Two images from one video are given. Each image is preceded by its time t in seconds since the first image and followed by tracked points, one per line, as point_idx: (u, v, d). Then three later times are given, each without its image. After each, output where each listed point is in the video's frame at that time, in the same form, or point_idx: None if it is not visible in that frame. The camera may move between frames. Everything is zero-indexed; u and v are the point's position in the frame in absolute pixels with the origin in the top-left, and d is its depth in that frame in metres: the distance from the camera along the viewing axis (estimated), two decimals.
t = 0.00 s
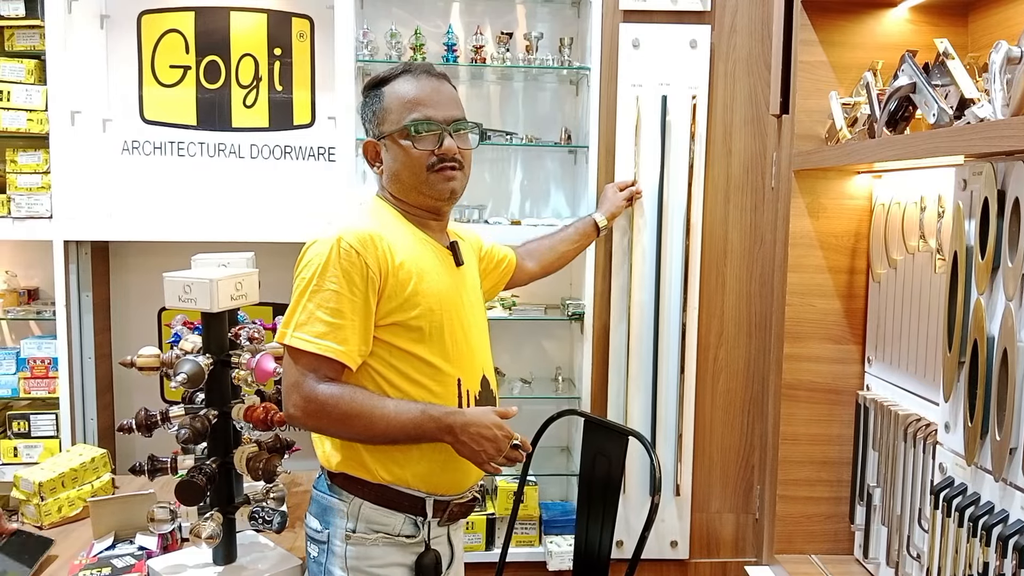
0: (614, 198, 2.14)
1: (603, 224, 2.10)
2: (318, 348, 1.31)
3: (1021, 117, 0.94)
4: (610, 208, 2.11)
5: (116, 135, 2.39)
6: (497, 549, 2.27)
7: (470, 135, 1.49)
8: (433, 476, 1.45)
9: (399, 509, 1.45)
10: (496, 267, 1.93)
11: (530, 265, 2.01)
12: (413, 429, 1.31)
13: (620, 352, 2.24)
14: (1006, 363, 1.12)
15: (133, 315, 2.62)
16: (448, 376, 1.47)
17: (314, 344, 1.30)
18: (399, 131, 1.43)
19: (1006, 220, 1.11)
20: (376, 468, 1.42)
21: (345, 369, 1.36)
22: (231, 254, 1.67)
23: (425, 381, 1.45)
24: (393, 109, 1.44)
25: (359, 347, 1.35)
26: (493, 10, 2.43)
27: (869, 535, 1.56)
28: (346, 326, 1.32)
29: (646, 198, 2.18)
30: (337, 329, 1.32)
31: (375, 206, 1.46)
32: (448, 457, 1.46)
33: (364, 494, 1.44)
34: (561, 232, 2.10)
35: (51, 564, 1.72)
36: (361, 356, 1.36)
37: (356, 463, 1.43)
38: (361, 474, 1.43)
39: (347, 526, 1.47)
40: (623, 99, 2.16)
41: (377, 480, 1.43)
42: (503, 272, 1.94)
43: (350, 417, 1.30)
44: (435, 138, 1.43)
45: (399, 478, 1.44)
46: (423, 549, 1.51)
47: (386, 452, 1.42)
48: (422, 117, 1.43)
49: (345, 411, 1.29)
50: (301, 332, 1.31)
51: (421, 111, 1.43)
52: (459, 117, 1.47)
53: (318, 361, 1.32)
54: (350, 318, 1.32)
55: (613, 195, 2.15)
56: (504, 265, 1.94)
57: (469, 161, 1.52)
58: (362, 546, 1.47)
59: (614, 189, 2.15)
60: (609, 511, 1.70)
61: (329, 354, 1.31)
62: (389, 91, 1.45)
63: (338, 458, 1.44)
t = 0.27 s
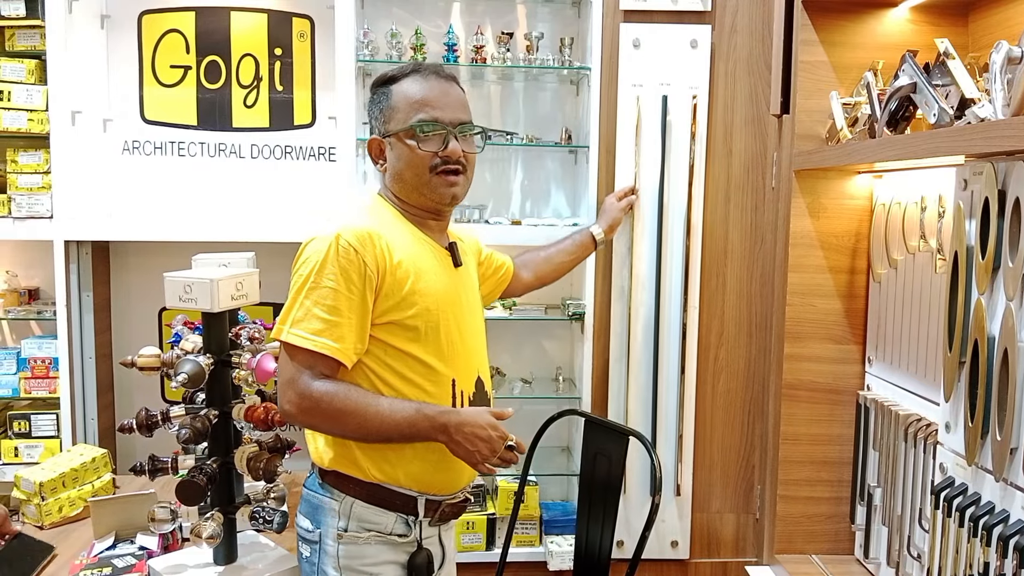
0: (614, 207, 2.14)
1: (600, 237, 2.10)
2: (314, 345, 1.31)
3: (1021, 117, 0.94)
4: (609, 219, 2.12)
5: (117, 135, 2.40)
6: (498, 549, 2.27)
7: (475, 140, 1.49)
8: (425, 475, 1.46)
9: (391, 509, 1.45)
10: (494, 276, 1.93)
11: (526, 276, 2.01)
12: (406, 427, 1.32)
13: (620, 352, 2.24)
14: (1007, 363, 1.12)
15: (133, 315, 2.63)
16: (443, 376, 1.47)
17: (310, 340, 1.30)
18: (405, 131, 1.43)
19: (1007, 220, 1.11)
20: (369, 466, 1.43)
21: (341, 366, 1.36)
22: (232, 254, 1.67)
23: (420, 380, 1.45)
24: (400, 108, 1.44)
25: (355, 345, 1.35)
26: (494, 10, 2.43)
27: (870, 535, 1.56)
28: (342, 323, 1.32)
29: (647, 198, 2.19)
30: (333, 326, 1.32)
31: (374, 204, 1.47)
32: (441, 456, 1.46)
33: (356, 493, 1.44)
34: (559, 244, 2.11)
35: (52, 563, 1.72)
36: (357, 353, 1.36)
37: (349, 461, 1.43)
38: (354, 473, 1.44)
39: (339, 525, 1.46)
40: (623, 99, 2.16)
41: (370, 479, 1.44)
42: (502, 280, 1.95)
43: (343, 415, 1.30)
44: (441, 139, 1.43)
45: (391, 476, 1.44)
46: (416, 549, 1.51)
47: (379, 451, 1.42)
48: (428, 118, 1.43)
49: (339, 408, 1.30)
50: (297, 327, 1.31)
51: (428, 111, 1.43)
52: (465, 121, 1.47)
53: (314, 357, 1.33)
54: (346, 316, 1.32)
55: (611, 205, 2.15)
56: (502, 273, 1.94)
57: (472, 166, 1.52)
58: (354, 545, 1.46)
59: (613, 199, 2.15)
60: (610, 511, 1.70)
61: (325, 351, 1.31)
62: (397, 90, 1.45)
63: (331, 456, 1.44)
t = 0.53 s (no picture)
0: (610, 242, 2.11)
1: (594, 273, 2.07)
2: (297, 335, 1.18)
3: (1021, 117, 0.94)
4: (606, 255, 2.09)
5: (115, 135, 2.40)
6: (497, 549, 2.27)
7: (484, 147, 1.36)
8: (412, 477, 1.34)
9: (378, 510, 1.34)
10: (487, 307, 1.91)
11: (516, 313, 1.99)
12: (383, 420, 1.13)
13: (619, 352, 2.24)
14: (1006, 364, 1.12)
15: (132, 315, 2.62)
16: (434, 380, 1.35)
17: (293, 330, 1.18)
18: (410, 127, 1.32)
19: (1006, 221, 1.11)
20: (354, 462, 1.31)
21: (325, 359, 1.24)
22: (231, 254, 1.67)
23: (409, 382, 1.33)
24: (407, 104, 1.34)
25: (341, 339, 1.23)
26: (493, 10, 2.43)
27: (869, 535, 1.56)
28: (329, 315, 1.20)
29: (646, 197, 2.19)
30: (319, 318, 1.20)
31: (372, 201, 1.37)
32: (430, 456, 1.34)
33: (342, 491, 1.33)
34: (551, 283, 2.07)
35: (52, 564, 1.72)
36: (342, 348, 1.24)
37: (333, 456, 1.32)
38: (338, 469, 1.32)
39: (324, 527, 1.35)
40: (623, 99, 2.16)
41: (355, 476, 1.32)
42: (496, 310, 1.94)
43: (317, 402, 1.14)
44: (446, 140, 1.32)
45: (377, 475, 1.32)
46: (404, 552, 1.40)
47: (365, 447, 1.31)
48: (433, 117, 1.32)
49: (314, 395, 1.15)
50: (281, 315, 1.19)
51: (434, 109, 1.32)
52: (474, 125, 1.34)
53: (298, 344, 1.20)
54: (334, 308, 1.20)
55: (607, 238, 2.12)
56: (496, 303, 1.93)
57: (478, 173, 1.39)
58: (342, 547, 1.35)
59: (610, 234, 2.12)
60: (610, 511, 1.70)
61: (308, 342, 1.19)
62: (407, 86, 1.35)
63: (315, 450, 1.33)
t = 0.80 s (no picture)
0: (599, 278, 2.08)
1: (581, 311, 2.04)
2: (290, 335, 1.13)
3: (1021, 117, 0.93)
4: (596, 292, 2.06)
5: (116, 135, 2.41)
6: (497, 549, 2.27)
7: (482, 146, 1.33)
8: (412, 483, 1.29)
9: (377, 517, 1.29)
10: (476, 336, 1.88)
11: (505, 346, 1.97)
12: (371, 395, 1.05)
13: (619, 352, 2.23)
14: (1006, 364, 1.12)
15: (132, 315, 2.62)
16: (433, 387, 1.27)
17: (286, 329, 1.13)
18: (407, 125, 1.28)
19: (1006, 221, 1.11)
20: (352, 468, 1.26)
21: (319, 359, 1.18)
22: (232, 254, 1.68)
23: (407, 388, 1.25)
24: (402, 102, 1.30)
25: (336, 340, 1.17)
26: (493, 10, 2.43)
27: (869, 535, 1.56)
28: (323, 314, 1.14)
29: (646, 197, 2.19)
30: (313, 317, 1.14)
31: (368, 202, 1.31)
32: (430, 460, 1.29)
33: (340, 499, 1.27)
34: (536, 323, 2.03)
35: (52, 563, 1.72)
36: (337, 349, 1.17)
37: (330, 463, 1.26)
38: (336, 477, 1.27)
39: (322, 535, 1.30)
40: (623, 99, 2.16)
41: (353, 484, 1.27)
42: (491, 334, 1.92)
43: (305, 390, 1.08)
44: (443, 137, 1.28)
45: (376, 482, 1.27)
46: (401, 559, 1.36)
47: (362, 453, 1.26)
48: (429, 115, 1.28)
49: (302, 384, 1.09)
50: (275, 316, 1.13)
51: (432, 107, 1.29)
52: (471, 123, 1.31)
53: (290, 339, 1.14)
54: (328, 307, 1.15)
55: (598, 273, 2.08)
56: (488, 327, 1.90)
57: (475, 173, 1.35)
58: (340, 555, 1.30)
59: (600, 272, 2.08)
60: (609, 511, 1.70)
61: (300, 341, 1.13)
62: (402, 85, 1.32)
63: (311, 457, 1.28)
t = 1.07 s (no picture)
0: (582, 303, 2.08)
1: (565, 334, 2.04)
2: (260, 375, 1.01)
3: (1018, 117, 0.94)
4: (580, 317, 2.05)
5: (113, 136, 2.41)
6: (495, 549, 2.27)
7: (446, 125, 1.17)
8: (408, 504, 1.18)
9: (374, 541, 1.18)
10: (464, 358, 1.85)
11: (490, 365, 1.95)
12: (352, 441, 0.95)
13: (616, 352, 2.23)
14: (1002, 363, 1.12)
15: (129, 316, 2.62)
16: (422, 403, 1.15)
17: (254, 369, 1.01)
18: (358, 119, 1.13)
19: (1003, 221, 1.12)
20: (342, 493, 1.15)
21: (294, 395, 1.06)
22: (230, 254, 1.68)
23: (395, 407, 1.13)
24: (350, 99, 1.14)
25: (310, 371, 1.05)
26: (491, 10, 2.43)
27: (867, 535, 1.56)
28: (293, 346, 1.02)
29: (643, 197, 2.19)
30: (282, 351, 1.02)
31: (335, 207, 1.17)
32: (426, 478, 1.18)
33: (334, 525, 1.17)
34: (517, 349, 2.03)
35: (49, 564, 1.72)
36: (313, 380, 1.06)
37: (319, 489, 1.16)
38: (326, 503, 1.16)
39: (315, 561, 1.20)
40: (620, 99, 2.16)
41: (345, 509, 1.16)
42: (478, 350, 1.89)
43: (280, 434, 0.97)
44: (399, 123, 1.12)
45: (369, 506, 1.16)
46: None
47: (352, 477, 1.15)
48: (382, 105, 1.13)
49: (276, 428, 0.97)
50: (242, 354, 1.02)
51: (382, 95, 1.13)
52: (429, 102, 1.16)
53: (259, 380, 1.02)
54: (298, 338, 1.03)
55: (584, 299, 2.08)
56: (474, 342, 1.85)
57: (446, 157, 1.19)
58: None
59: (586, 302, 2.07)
60: (607, 511, 1.70)
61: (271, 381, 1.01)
62: (347, 79, 1.16)
63: (298, 484, 1.17)
